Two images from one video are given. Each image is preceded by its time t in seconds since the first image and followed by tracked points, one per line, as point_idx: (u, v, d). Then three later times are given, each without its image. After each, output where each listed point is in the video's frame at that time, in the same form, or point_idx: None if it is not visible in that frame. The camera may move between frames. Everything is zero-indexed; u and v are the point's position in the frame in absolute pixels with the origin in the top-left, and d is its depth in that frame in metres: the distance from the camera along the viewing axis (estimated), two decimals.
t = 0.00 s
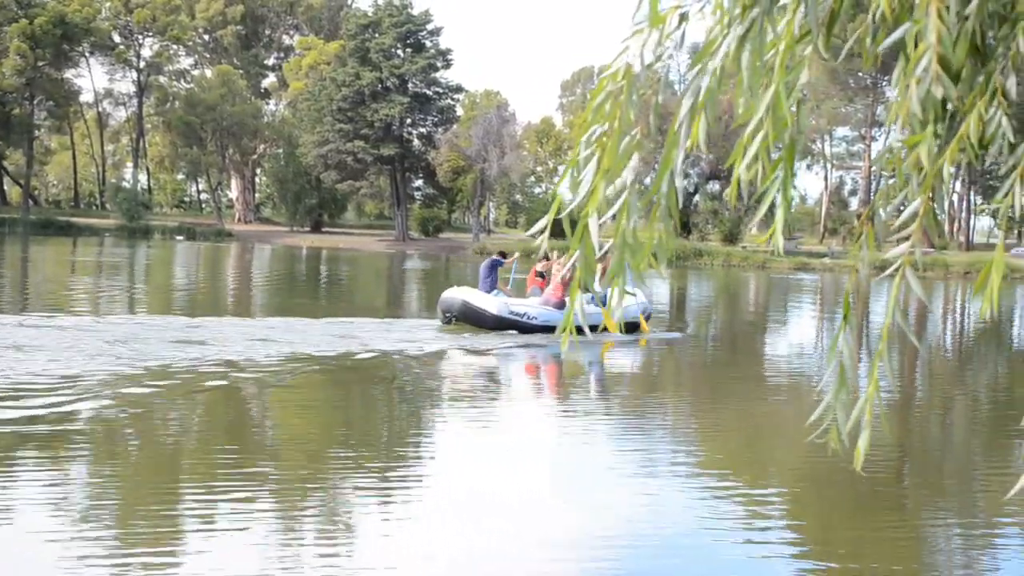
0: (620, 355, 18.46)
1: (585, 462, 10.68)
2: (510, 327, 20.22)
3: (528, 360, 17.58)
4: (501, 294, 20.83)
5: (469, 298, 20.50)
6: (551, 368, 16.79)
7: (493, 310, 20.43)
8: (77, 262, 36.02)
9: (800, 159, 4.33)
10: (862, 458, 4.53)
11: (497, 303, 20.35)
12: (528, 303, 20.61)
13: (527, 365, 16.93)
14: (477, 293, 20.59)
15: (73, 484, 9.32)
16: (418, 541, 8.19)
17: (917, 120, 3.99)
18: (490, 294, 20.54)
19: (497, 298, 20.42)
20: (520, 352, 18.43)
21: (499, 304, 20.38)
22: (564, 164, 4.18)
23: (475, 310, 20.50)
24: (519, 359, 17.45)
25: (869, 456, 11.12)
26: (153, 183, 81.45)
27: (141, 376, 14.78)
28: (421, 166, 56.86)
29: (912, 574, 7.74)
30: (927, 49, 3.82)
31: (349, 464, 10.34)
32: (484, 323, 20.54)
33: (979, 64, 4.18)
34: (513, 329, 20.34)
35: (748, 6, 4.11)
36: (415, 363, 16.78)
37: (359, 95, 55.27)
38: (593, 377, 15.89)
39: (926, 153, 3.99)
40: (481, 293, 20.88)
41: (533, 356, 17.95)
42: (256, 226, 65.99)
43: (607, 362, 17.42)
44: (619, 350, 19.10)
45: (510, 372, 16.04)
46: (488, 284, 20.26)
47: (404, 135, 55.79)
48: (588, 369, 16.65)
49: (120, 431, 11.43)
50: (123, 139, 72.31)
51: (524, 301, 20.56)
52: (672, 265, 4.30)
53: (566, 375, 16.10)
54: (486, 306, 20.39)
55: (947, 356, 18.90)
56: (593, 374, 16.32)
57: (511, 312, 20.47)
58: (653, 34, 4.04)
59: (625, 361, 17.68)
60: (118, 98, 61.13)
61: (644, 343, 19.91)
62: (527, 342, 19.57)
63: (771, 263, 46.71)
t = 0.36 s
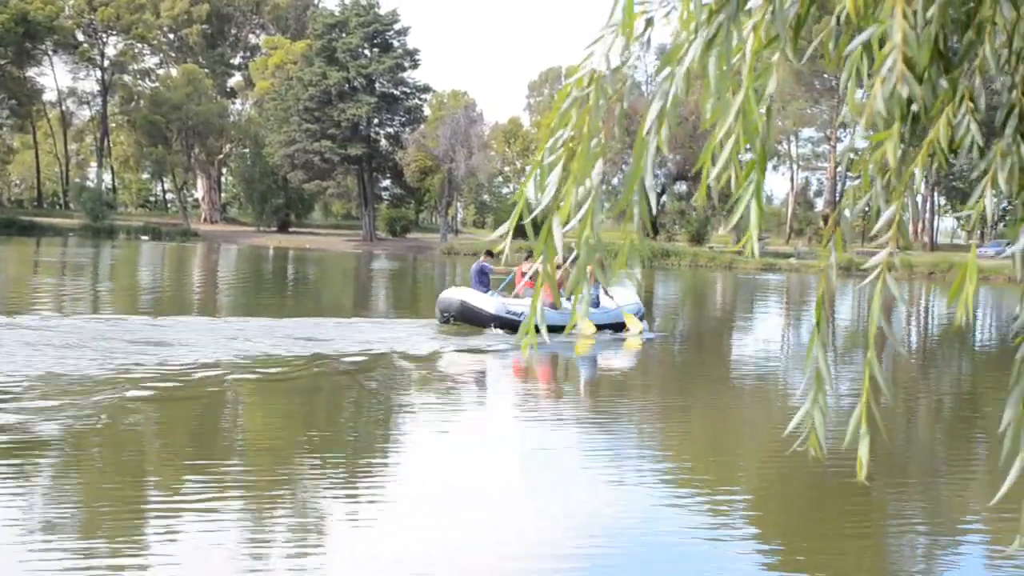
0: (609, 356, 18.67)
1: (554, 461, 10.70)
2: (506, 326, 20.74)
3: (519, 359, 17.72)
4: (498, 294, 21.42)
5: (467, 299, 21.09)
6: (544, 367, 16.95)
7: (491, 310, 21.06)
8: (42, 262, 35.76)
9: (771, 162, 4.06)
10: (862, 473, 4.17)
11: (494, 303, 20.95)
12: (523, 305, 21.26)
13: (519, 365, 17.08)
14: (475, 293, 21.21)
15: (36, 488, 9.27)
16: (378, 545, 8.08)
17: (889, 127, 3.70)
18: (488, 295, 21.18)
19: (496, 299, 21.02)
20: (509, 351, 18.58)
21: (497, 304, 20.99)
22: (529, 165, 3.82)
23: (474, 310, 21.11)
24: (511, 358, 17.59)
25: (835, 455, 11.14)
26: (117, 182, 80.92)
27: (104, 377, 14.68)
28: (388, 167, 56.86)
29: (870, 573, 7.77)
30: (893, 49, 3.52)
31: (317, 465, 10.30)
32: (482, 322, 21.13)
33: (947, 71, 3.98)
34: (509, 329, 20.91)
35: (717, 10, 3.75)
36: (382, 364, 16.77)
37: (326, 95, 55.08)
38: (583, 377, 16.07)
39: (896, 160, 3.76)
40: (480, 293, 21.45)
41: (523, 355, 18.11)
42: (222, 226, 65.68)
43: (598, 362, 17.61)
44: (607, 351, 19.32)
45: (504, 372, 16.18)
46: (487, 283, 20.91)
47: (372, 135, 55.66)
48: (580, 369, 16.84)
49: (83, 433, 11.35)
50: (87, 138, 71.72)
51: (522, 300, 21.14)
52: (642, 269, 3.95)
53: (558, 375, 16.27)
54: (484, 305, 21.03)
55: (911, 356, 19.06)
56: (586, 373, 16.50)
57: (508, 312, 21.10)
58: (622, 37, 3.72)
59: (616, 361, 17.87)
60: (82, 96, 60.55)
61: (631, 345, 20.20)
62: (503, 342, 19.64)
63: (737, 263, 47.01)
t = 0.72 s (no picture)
0: (611, 355, 18.79)
1: (534, 461, 10.70)
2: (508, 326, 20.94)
3: (521, 360, 17.85)
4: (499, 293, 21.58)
5: (470, 299, 21.23)
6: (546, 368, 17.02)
7: (492, 310, 21.19)
8: (16, 262, 35.51)
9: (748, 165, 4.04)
10: (848, 475, 4.14)
11: (497, 303, 21.12)
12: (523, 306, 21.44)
13: (522, 365, 17.22)
14: (477, 294, 21.36)
15: (12, 489, 9.21)
16: (353, 546, 8.04)
17: (869, 129, 3.66)
18: (490, 295, 21.31)
19: (498, 299, 21.17)
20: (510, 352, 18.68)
21: (500, 305, 21.17)
22: (509, 169, 3.77)
23: (476, 310, 21.26)
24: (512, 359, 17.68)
25: (812, 456, 11.17)
26: (93, 182, 80.43)
27: (77, 378, 14.56)
28: (366, 167, 56.79)
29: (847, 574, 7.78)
30: (874, 56, 3.53)
31: (296, 466, 10.27)
32: (484, 322, 21.30)
33: (923, 76, 3.97)
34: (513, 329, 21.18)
35: (692, 14, 3.75)
36: (359, 365, 16.70)
37: (304, 94, 54.92)
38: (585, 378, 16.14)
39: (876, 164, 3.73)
40: (482, 292, 21.61)
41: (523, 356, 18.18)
42: (199, 226, 65.43)
43: (599, 363, 17.70)
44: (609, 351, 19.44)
45: (507, 372, 16.31)
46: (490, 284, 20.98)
47: (349, 135, 55.49)
48: (581, 370, 16.96)
49: (56, 435, 11.24)
50: (62, 138, 71.24)
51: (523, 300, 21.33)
52: (620, 269, 3.91)
53: (559, 375, 16.35)
54: (487, 306, 21.17)
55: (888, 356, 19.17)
56: (587, 374, 16.59)
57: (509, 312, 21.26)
58: (599, 41, 3.68)
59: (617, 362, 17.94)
60: (57, 96, 60.13)
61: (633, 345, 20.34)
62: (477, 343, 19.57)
63: (715, 263, 47.16)
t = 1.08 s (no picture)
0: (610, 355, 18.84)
1: (511, 461, 10.67)
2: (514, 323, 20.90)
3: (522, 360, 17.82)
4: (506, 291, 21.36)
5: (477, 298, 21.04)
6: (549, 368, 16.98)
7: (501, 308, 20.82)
8: None
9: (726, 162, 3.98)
10: (812, 473, 4.11)
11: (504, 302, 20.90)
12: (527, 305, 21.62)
13: (525, 365, 17.18)
14: (484, 293, 21.17)
15: None
16: (333, 548, 8.00)
17: (848, 126, 3.65)
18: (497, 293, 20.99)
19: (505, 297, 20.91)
20: (510, 352, 18.67)
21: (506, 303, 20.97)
22: (479, 160, 3.65)
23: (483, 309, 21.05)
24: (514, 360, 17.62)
25: (790, 455, 11.18)
26: (69, 180, 79.83)
27: (55, 379, 14.39)
28: (345, 165, 56.65)
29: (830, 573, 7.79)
30: (856, 58, 3.54)
31: (273, 468, 10.19)
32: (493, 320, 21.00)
33: (895, 73, 3.97)
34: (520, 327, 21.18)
35: (671, 8, 3.72)
36: (341, 366, 16.60)
37: (283, 93, 54.70)
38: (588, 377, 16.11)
39: (853, 164, 3.70)
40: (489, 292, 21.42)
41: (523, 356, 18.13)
42: (177, 225, 65.10)
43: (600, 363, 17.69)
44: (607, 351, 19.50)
45: (511, 372, 16.29)
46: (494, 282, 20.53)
47: (328, 134, 55.30)
48: (583, 369, 16.94)
49: (33, 436, 11.10)
50: (38, 136, 70.70)
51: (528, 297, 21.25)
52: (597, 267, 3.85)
53: (562, 374, 16.31)
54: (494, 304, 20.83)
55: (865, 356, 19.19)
56: (590, 373, 16.56)
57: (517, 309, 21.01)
58: (575, 35, 3.60)
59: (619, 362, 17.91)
60: (34, 94, 59.68)
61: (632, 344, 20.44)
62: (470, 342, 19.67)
63: (694, 263, 47.25)
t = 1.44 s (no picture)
0: (612, 355, 19.00)
1: (489, 463, 10.62)
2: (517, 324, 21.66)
3: (524, 360, 17.97)
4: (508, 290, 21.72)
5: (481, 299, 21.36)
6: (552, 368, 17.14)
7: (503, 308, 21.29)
8: None
9: (699, 159, 3.95)
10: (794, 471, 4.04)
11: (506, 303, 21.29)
12: (529, 305, 22.06)
13: (527, 365, 17.33)
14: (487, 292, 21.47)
15: None
16: (312, 550, 7.98)
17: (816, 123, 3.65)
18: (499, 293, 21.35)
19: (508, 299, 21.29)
20: (512, 352, 18.83)
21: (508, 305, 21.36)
22: (449, 150, 3.60)
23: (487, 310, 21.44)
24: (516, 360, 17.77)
25: (766, 456, 11.21)
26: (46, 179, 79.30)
27: (31, 381, 14.31)
28: (323, 165, 56.49)
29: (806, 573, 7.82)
30: (823, 57, 3.55)
31: (252, 470, 10.16)
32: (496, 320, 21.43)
33: (871, 71, 3.96)
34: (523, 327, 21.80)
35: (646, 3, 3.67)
36: (320, 365, 16.58)
37: (261, 92, 54.49)
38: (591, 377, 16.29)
39: (825, 161, 3.69)
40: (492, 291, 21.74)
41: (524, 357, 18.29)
42: (154, 225, 64.75)
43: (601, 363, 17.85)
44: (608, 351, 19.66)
45: (514, 372, 16.45)
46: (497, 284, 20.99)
47: (307, 134, 55.14)
48: (584, 369, 17.09)
49: (9, 439, 11.05)
50: (14, 135, 70.19)
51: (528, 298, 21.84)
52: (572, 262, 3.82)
53: (564, 375, 16.47)
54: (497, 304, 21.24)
55: (843, 356, 19.26)
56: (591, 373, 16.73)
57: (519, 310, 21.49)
58: (548, 27, 3.57)
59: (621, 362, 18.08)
60: (9, 93, 59.21)
61: (635, 344, 20.66)
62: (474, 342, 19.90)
63: (674, 263, 47.36)
